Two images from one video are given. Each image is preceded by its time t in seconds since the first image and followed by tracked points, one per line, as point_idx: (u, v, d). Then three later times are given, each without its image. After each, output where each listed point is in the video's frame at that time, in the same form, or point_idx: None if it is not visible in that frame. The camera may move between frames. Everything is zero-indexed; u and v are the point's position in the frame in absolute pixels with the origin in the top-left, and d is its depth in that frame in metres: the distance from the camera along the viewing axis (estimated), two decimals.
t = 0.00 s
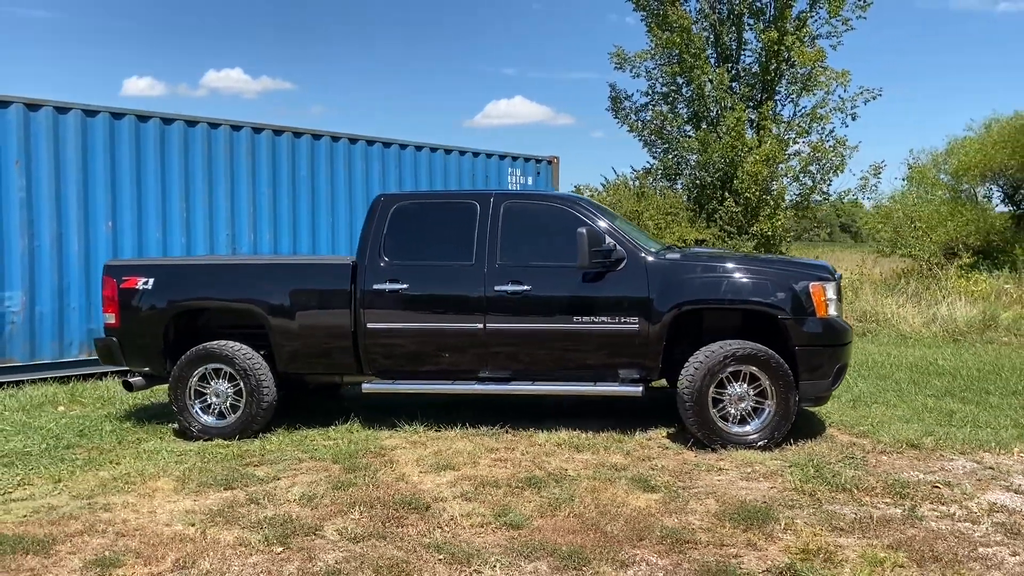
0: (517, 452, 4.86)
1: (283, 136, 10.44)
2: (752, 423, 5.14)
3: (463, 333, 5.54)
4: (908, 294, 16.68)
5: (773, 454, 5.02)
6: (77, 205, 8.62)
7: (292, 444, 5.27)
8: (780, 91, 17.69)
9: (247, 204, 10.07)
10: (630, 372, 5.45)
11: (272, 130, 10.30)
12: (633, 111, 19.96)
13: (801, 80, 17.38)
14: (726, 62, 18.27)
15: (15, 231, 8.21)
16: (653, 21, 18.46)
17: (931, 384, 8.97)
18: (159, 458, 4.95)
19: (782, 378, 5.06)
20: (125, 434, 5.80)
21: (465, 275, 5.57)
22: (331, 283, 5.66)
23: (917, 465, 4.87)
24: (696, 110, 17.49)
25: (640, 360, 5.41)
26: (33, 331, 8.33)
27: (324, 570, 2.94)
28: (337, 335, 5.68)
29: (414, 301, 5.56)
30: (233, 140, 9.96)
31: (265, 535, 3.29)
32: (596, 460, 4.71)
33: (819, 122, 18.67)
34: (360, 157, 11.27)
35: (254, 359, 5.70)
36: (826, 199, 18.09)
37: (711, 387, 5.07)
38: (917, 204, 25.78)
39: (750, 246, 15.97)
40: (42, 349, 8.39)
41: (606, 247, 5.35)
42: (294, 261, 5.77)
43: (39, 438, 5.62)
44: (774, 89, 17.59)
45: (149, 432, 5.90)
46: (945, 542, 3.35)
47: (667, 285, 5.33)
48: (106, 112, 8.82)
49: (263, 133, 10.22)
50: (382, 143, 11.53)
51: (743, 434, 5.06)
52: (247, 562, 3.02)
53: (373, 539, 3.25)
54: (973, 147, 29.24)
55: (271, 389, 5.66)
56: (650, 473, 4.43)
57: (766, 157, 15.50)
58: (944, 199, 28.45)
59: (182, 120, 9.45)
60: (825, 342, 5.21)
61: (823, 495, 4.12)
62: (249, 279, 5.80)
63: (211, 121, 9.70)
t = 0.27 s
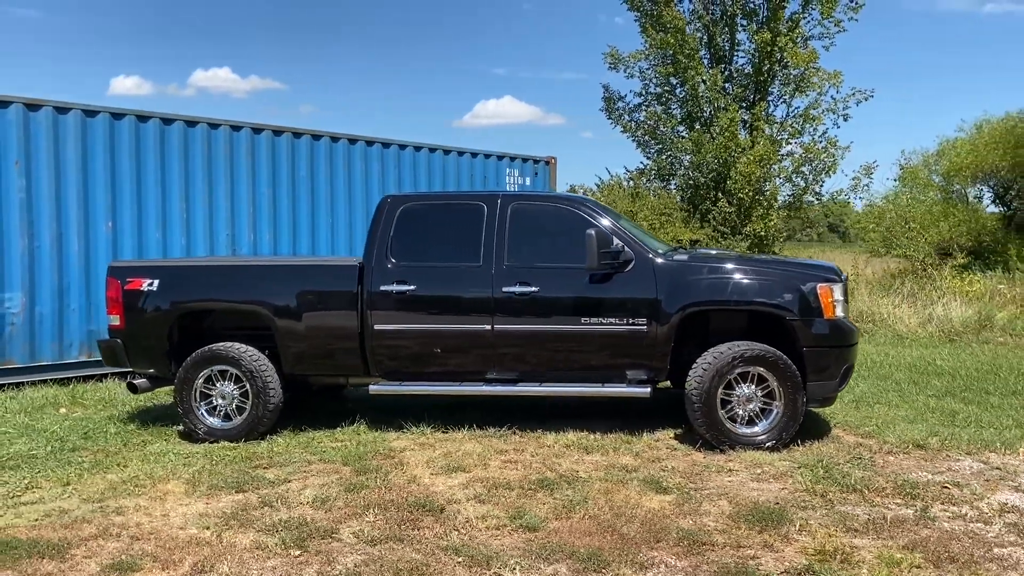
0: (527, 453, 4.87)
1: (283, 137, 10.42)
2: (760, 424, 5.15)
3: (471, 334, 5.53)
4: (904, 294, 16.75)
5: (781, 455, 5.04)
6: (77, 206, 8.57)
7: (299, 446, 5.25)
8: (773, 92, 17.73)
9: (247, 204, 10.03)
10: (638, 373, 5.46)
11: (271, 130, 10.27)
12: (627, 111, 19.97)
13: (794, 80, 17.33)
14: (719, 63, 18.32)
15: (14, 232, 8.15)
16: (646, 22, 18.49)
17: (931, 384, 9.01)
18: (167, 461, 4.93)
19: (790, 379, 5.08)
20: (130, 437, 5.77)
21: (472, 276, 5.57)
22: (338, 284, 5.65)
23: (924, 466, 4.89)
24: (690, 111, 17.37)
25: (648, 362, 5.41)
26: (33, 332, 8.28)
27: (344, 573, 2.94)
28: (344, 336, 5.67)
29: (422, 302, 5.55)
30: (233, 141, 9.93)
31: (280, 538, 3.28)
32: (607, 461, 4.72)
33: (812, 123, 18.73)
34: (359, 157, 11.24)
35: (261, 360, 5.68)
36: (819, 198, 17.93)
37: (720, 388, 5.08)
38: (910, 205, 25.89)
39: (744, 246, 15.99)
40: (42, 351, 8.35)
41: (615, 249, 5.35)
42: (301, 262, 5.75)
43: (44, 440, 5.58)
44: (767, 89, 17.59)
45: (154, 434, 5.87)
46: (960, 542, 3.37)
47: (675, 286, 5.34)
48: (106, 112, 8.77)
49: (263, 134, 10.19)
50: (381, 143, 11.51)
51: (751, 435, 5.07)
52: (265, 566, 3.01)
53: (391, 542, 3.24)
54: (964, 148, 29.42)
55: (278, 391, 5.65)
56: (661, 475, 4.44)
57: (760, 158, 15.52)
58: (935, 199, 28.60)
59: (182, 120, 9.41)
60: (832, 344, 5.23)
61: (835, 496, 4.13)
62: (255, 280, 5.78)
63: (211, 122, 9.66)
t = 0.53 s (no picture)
0: (536, 453, 4.86)
1: (282, 136, 10.39)
2: (768, 422, 5.17)
3: (479, 334, 5.53)
4: (898, 294, 16.84)
5: (790, 454, 5.05)
6: (77, 205, 8.51)
7: (307, 446, 5.23)
8: (766, 92, 17.83)
9: (246, 203, 9.99)
10: (646, 372, 5.46)
11: (271, 129, 10.24)
12: (620, 111, 20.02)
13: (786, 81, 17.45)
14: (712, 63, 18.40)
15: (14, 232, 8.09)
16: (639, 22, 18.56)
17: (930, 382, 9.05)
18: (174, 462, 4.90)
19: (798, 378, 5.09)
20: (134, 437, 5.74)
21: (480, 276, 5.56)
22: (345, 283, 5.64)
23: (932, 464, 4.92)
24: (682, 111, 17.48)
25: (656, 361, 5.42)
26: (32, 332, 8.22)
27: (364, 573, 2.93)
28: (351, 336, 5.66)
29: (429, 302, 5.55)
30: (233, 140, 9.89)
31: (296, 538, 3.27)
32: (616, 460, 4.72)
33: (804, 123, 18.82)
34: (358, 157, 11.22)
35: (267, 361, 5.66)
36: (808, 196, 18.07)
37: (728, 387, 5.09)
38: (902, 206, 26.04)
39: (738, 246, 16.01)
40: (42, 352, 8.29)
41: (623, 248, 5.36)
42: (307, 262, 5.73)
43: (48, 441, 5.55)
44: (760, 90, 17.69)
45: (159, 435, 5.84)
46: (975, 540, 3.39)
47: (683, 286, 5.35)
48: (106, 111, 8.72)
49: (263, 133, 10.15)
50: (380, 143, 11.49)
51: (760, 434, 5.09)
52: (285, 566, 3.00)
53: (409, 541, 3.24)
54: (954, 148, 29.63)
55: (284, 391, 5.63)
56: (673, 474, 4.44)
57: (753, 158, 15.60)
58: (926, 199, 28.78)
59: (181, 119, 9.37)
60: (840, 342, 5.25)
61: (846, 495, 4.15)
62: (261, 280, 5.76)
63: (210, 120, 9.62)
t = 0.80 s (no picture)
0: (548, 452, 4.87)
1: (282, 135, 10.35)
2: (777, 421, 5.19)
3: (488, 333, 5.53)
4: (893, 293, 16.92)
5: (800, 452, 5.07)
6: (78, 205, 8.47)
7: (317, 446, 5.22)
8: (758, 93, 17.90)
9: (246, 202, 9.95)
10: (655, 371, 5.48)
11: (271, 128, 10.20)
12: (614, 111, 20.02)
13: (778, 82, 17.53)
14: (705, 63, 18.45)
15: (14, 231, 8.04)
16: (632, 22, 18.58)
17: (930, 381, 9.10)
18: (184, 462, 4.88)
19: (807, 377, 5.12)
20: (141, 438, 5.71)
21: (490, 275, 5.57)
22: (354, 283, 5.63)
23: (941, 461, 4.94)
24: (675, 111, 17.51)
25: (665, 360, 5.43)
26: (33, 332, 8.17)
27: (388, 572, 2.92)
28: (360, 335, 5.65)
29: (439, 301, 5.54)
30: (233, 139, 9.85)
31: (316, 538, 3.26)
32: (628, 459, 4.73)
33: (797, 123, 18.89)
34: (358, 156, 11.19)
35: (276, 360, 5.65)
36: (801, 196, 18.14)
37: (738, 385, 5.11)
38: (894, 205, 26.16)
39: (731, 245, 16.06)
40: (43, 352, 8.25)
41: (633, 248, 5.38)
42: (316, 261, 5.72)
43: (54, 442, 5.51)
44: (753, 90, 17.75)
45: (166, 435, 5.82)
46: (991, 536, 3.41)
47: (693, 285, 5.36)
48: (106, 109, 8.68)
49: (263, 132, 10.12)
50: (380, 142, 11.47)
51: (770, 433, 5.11)
52: (307, 566, 3.00)
53: (430, 540, 3.23)
54: (945, 148, 29.81)
55: (293, 391, 5.62)
56: (686, 472, 4.46)
57: (745, 158, 15.65)
58: (917, 199, 28.93)
59: (182, 118, 9.33)
60: (848, 341, 5.28)
61: (859, 492, 4.17)
62: (269, 280, 5.74)
63: (211, 119, 9.58)
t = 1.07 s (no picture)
0: (557, 452, 4.87)
1: (280, 135, 10.32)
2: (784, 421, 5.22)
3: (496, 334, 5.53)
4: (886, 293, 17.02)
5: (807, 451, 5.10)
6: (77, 204, 8.42)
7: (325, 447, 5.21)
8: (749, 93, 17.98)
9: (245, 202, 9.91)
10: (663, 371, 5.49)
11: (270, 128, 10.16)
12: (606, 111, 20.12)
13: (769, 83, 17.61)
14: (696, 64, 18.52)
15: (13, 231, 7.98)
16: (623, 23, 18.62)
17: (928, 380, 9.16)
18: (192, 463, 4.86)
19: (814, 377, 5.15)
20: (146, 439, 5.68)
21: (497, 276, 5.57)
22: (361, 283, 5.62)
23: (947, 460, 4.98)
24: (667, 111, 17.55)
25: (673, 360, 5.45)
26: (32, 333, 8.12)
27: (409, 573, 2.92)
28: (367, 336, 5.64)
29: (446, 302, 5.54)
30: (232, 138, 9.82)
31: (332, 539, 3.26)
32: (638, 459, 4.74)
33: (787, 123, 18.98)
34: (356, 155, 11.17)
35: (282, 361, 5.64)
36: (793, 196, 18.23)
37: (746, 385, 5.14)
38: (884, 206, 26.32)
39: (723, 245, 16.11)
40: (42, 353, 8.19)
41: (641, 248, 5.40)
42: (322, 262, 5.71)
43: (59, 443, 5.48)
44: (744, 91, 17.81)
45: (171, 436, 5.79)
46: (1005, 534, 3.44)
47: (700, 285, 5.39)
48: (106, 108, 8.63)
49: (261, 132, 10.09)
50: (378, 141, 11.45)
51: (777, 432, 5.14)
52: (327, 567, 2.99)
53: (448, 541, 3.24)
54: (935, 149, 30.02)
55: (299, 391, 5.60)
56: (696, 472, 4.47)
57: (736, 158, 15.73)
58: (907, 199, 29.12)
59: (181, 117, 9.29)
60: (854, 341, 5.31)
61: (869, 491, 4.20)
62: (275, 280, 5.72)
63: (210, 119, 9.54)
